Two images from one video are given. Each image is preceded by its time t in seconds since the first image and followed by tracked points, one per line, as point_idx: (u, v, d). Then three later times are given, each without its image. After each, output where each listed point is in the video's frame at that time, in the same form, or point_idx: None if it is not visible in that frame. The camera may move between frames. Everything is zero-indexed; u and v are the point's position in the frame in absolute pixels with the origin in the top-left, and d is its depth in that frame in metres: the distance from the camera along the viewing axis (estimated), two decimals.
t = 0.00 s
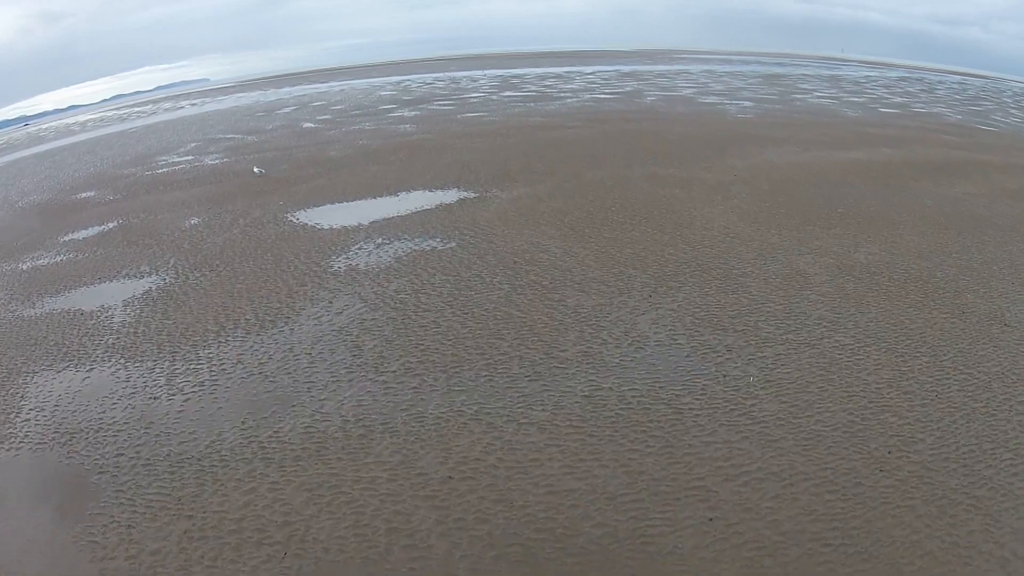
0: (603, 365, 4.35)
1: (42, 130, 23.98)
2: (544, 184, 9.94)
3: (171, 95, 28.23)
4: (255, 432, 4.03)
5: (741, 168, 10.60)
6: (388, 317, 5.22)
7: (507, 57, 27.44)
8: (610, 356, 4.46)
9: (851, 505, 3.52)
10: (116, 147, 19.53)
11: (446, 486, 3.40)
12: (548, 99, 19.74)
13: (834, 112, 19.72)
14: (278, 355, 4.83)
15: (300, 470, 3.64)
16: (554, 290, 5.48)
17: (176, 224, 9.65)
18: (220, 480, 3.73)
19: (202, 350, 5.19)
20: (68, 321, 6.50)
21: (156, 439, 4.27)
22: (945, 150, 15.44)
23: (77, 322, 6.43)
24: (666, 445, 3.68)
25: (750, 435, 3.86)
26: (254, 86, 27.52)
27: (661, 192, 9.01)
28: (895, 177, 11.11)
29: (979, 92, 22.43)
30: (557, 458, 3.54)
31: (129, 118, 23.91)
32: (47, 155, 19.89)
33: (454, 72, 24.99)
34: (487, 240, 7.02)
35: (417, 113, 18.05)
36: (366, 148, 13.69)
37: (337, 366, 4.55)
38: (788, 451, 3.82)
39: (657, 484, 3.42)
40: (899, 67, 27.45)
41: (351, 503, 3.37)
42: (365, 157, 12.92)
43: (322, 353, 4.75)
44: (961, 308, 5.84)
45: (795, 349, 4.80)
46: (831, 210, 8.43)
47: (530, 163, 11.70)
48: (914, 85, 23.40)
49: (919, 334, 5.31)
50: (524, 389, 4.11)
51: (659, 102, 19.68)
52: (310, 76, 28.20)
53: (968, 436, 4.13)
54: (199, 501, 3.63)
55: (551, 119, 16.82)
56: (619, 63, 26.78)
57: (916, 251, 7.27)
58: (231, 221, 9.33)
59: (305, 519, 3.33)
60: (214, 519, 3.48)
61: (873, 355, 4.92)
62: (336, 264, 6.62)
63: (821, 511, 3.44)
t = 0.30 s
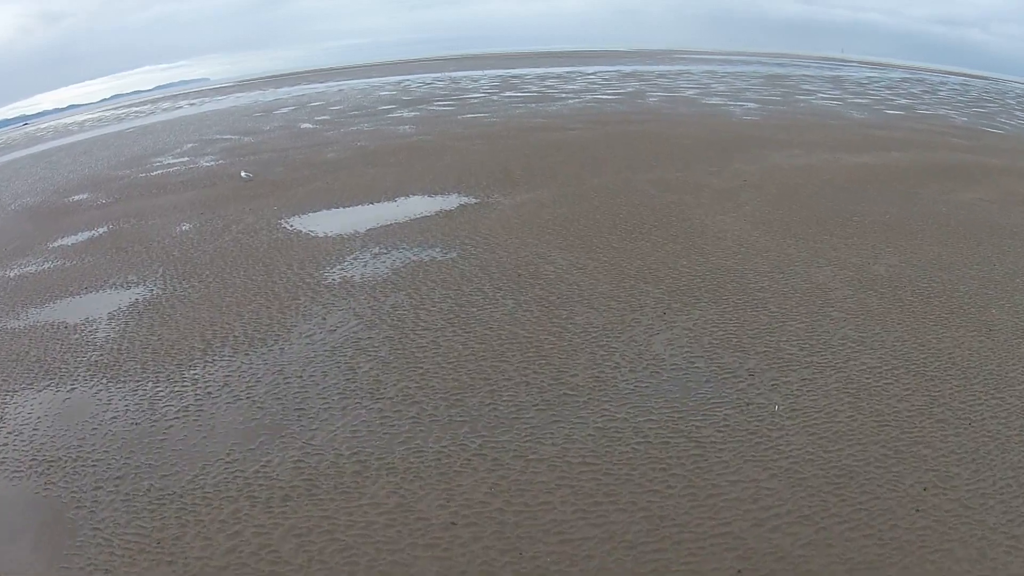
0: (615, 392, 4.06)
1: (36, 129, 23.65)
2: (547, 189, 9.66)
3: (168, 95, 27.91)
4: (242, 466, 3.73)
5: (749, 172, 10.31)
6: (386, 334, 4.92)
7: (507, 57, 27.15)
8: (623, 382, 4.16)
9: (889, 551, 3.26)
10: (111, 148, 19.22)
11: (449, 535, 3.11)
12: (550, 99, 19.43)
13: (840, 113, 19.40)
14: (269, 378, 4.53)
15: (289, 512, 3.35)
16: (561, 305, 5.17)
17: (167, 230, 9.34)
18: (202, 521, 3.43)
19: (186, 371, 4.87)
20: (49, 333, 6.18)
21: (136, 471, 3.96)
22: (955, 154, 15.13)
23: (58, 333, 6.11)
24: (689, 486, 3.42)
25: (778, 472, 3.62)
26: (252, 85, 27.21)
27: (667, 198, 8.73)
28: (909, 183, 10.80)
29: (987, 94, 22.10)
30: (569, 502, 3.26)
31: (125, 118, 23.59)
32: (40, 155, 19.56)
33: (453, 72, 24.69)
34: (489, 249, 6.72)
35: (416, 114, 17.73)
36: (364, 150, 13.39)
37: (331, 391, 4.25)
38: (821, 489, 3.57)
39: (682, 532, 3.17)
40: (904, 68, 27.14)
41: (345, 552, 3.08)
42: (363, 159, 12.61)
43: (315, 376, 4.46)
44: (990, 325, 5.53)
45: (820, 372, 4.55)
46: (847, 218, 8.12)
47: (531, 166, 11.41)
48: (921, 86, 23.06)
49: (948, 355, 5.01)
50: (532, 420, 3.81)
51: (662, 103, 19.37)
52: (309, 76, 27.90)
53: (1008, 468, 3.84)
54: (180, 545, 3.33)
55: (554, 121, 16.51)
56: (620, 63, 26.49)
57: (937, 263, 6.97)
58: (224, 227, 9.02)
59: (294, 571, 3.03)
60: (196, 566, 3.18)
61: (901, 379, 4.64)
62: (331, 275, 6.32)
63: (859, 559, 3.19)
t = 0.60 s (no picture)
0: (629, 418, 3.83)
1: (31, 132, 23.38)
2: (550, 195, 9.42)
3: (164, 96, 27.64)
4: (232, 499, 3.50)
5: (757, 177, 10.07)
6: (386, 351, 4.68)
7: (507, 58, 26.92)
8: (638, 407, 3.93)
9: None
10: (106, 150, 18.95)
11: None
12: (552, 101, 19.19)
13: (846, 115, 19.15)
14: (262, 401, 4.28)
15: (284, 552, 3.12)
16: (569, 320, 4.93)
17: (160, 236, 9.09)
18: (190, 560, 3.19)
19: (174, 392, 4.62)
20: (34, 347, 5.93)
21: (119, 501, 3.71)
22: (963, 157, 14.90)
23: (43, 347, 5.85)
24: (713, 523, 3.20)
25: (806, 506, 3.39)
26: (249, 87, 26.95)
27: (674, 204, 8.49)
28: (920, 188, 10.56)
29: (993, 95, 21.82)
30: (585, 543, 3.04)
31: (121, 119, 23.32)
32: (35, 158, 19.29)
33: (452, 73, 24.44)
34: (491, 258, 6.48)
35: (415, 115, 17.50)
36: (363, 153, 13.15)
37: (328, 416, 4.01)
38: (852, 523, 3.34)
39: None
40: (906, 69, 26.92)
41: None
42: (361, 163, 12.38)
43: (311, 398, 4.22)
44: (1018, 338, 5.27)
45: (845, 394, 4.31)
46: (861, 225, 7.87)
47: (533, 171, 11.18)
48: (924, 86, 22.83)
49: (977, 371, 4.76)
50: (542, 450, 3.58)
51: (665, 105, 19.13)
52: (306, 77, 27.65)
53: None
54: None
55: (556, 124, 16.26)
56: (621, 64, 26.24)
57: (957, 272, 6.70)
58: (218, 234, 8.77)
59: None
60: None
61: (929, 398, 4.38)
62: (328, 286, 6.08)
63: None
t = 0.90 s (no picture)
0: (643, 442, 3.65)
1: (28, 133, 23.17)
2: (553, 200, 9.24)
3: (163, 96, 27.44)
4: (226, 528, 3.31)
5: (764, 181, 9.88)
6: (387, 368, 4.49)
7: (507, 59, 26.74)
8: (652, 430, 3.75)
9: None
10: (102, 152, 18.75)
11: None
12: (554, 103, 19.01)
13: (850, 117, 18.96)
14: (257, 421, 4.10)
15: None
16: (577, 335, 4.75)
17: (155, 242, 8.90)
18: None
19: (166, 410, 4.43)
20: (22, 359, 5.73)
21: (106, 528, 3.51)
22: (969, 160, 14.72)
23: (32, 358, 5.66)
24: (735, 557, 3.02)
25: (832, 536, 3.20)
26: (248, 87, 26.75)
27: (681, 209, 8.31)
28: (929, 192, 10.38)
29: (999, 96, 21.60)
30: None
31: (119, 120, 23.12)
32: (31, 160, 19.08)
33: (452, 74, 24.26)
34: (494, 266, 6.29)
35: (415, 117, 17.31)
36: (363, 156, 12.97)
37: (327, 438, 3.83)
38: (881, 554, 3.15)
39: None
40: (909, 70, 26.75)
41: None
42: (361, 166, 12.20)
43: (309, 418, 4.04)
44: None
45: (867, 414, 4.12)
46: (873, 233, 7.67)
47: (535, 174, 11.00)
48: (928, 88, 22.65)
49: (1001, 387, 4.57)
50: (553, 477, 3.40)
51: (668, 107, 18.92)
52: (306, 78, 27.46)
53: None
54: None
55: (558, 125, 16.08)
56: (623, 65, 26.05)
57: (973, 281, 6.52)
58: (214, 240, 8.59)
59: None
60: None
61: (954, 417, 4.18)
62: (326, 296, 5.90)
63: None
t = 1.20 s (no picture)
0: (658, 466, 3.49)
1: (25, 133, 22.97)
2: (556, 205, 9.08)
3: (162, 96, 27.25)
4: (222, 557, 3.16)
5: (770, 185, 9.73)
6: (389, 384, 4.34)
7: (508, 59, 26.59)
8: (667, 453, 3.60)
9: None
10: (100, 153, 18.57)
11: None
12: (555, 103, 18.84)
13: (854, 119, 18.80)
14: (254, 440, 3.94)
15: None
16: (585, 349, 4.59)
17: (151, 246, 8.74)
18: None
19: (160, 427, 4.28)
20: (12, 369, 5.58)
21: (96, 555, 3.36)
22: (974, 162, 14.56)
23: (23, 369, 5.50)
24: None
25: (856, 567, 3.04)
26: (247, 87, 26.57)
27: (687, 214, 8.15)
28: (936, 196, 10.23)
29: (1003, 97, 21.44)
30: None
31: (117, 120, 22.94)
32: (27, 160, 18.89)
33: (452, 74, 24.09)
34: (497, 274, 6.15)
35: (415, 117, 17.15)
36: (362, 158, 12.81)
37: (328, 461, 3.67)
38: None
39: None
40: (912, 71, 26.59)
41: None
42: (360, 168, 12.05)
43: (308, 437, 3.88)
44: None
45: (888, 433, 3.96)
46: (884, 239, 7.52)
47: (538, 177, 10.84)
48: (931, 89, 22.50)
49: None
50: (565, 504, 3.25)
51: (671, 108, 18.75)
52: (305, 78, 27.28)
53: None
54: None
55: (560, 126, 15.91)
56: (624, 65, 25.89)
57: (988, 289, 6.37)
58: (211, 245, 8.43)
59: None
60: None
61: (978, 435, 4.02)
62: (325, 306, 5.74)
63: None
